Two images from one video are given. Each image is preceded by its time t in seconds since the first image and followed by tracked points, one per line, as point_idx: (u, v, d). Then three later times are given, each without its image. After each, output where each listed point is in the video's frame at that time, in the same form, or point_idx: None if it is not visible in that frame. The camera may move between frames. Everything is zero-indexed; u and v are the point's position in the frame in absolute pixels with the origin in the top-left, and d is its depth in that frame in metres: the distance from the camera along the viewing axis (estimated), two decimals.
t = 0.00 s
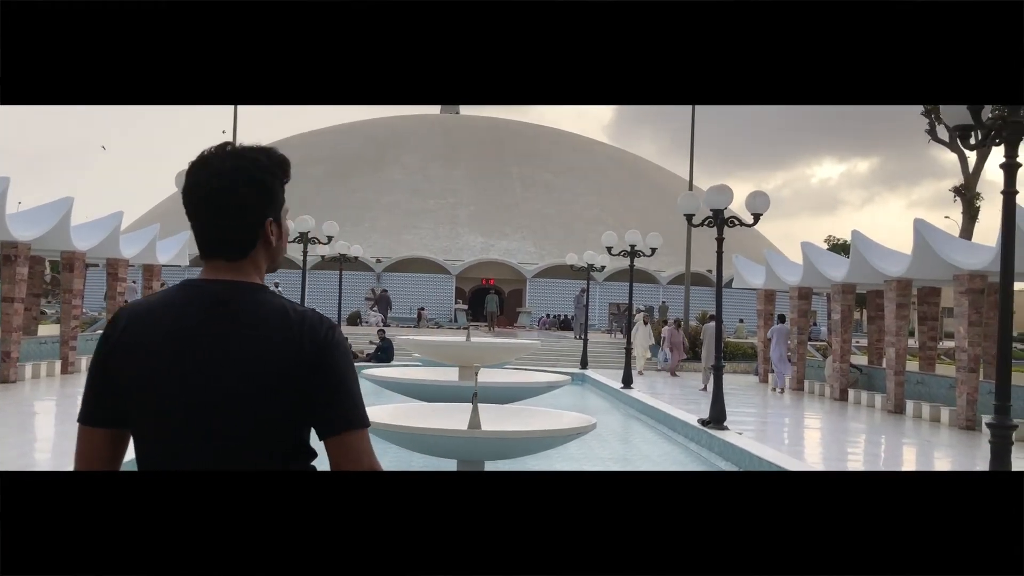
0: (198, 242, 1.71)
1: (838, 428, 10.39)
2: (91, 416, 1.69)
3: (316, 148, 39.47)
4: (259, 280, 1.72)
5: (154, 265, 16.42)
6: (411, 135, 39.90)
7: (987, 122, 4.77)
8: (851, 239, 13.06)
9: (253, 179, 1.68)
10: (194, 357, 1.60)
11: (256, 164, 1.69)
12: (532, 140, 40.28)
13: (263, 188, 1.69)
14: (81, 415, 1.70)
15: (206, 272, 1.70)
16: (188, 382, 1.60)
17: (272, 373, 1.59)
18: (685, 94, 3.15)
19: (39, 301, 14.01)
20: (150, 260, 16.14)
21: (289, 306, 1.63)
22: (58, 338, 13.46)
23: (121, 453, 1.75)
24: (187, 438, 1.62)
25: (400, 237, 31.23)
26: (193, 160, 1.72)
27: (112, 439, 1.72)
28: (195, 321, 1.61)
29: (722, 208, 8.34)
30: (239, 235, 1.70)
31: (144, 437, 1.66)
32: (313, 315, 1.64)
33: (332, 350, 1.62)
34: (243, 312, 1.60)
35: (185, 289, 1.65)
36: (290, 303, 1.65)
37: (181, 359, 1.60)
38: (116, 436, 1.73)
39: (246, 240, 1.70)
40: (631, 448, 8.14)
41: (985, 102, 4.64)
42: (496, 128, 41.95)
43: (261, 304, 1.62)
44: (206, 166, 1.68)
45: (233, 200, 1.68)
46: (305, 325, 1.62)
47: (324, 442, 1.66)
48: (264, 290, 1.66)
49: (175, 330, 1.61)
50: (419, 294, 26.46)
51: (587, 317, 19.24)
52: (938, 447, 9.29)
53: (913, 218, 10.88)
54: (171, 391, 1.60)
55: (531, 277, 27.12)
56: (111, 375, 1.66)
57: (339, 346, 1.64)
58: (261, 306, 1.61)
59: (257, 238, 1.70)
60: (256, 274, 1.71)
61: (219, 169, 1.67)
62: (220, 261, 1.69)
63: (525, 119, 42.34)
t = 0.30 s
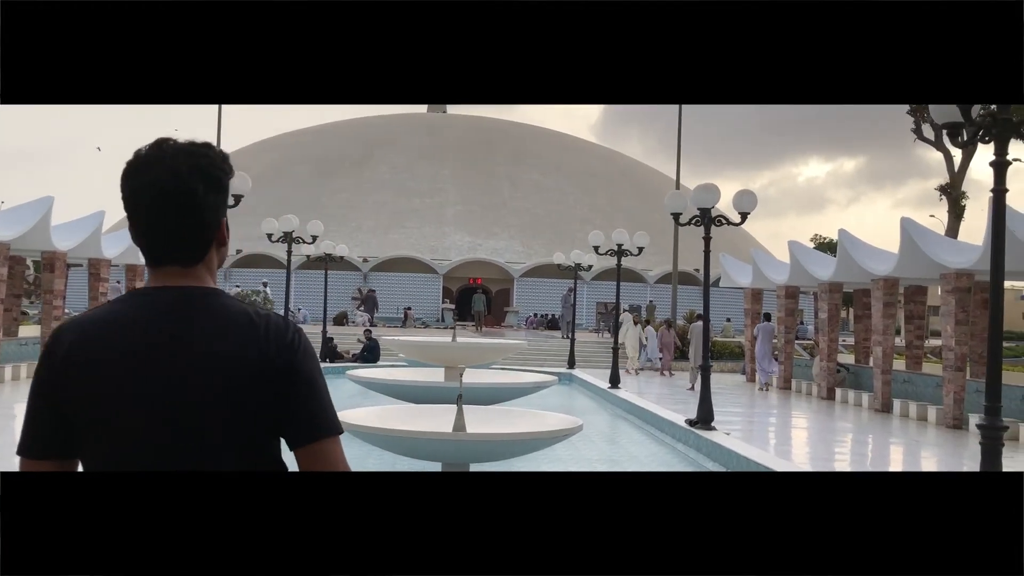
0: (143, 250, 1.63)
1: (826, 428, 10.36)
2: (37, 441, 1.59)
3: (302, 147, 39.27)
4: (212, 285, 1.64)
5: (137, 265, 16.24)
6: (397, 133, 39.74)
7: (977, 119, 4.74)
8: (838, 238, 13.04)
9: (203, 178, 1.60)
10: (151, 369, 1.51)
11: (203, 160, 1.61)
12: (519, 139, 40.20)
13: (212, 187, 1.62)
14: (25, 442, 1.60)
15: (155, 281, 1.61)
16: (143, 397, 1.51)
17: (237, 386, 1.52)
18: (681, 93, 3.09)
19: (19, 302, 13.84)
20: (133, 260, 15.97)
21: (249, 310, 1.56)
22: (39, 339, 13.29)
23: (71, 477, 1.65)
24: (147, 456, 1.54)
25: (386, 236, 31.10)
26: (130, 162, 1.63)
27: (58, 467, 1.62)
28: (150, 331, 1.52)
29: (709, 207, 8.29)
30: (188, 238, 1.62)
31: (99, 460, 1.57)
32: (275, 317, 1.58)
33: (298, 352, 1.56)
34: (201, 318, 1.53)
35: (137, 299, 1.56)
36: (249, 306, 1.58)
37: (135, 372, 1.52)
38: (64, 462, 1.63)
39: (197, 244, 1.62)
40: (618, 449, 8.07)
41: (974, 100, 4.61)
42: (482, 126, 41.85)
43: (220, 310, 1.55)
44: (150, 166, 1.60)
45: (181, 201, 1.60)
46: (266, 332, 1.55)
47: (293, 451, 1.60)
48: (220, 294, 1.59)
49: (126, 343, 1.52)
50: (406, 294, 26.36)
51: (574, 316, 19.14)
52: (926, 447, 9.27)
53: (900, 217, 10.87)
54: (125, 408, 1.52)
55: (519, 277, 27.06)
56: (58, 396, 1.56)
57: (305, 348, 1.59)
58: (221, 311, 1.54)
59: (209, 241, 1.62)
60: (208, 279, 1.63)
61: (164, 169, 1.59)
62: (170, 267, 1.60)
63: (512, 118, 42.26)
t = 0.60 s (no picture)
0: (107, 242, 1.58)
1: (819, 426, 10.32)
2: None
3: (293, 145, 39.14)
4: (179, 279, 1.60)
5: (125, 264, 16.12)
6: (389, 132, 39.64)
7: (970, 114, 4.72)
8: (831, 235, 13.01)
9: (170, 173, 1.55)
10: (122, 373, 1.45)
11: (170, 152, 1.56)
12: (511, 137, 40.15)
13: (179, 180, 1.57)
14: None
15: (118, 276, 1.57)
16: (112, 401, 1.45)
17: (215, 388, 1.46)
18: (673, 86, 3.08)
19: (6, 302, 13.72)
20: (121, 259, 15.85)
21: (225, 308, 1.50)
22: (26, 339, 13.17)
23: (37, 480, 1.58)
24: (118, 461, 1.49)
25: (378, 235, 31.01)
26: (89, 147, 1.56)
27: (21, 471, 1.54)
28: (119, 331, 1.45)
29: (702, 204, 8.25)
30: (158, 230, 1.57)
31: (65, 466, 1.50)
32: (252, 314, 1.52)
33: (277, 352, 1.51)
34: (174, 318, 1.46)
35: (104, 296, 1.49)
36: (224, 303, 1.52)
37: (105, 375, 1.45)
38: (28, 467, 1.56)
39: (164, 239, 1.58)
40: (611, 448, 8.02)
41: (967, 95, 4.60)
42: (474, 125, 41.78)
43: (194, 308, 1.48)
44: (112, 156, 1.54)
45: (150, 193, 1.54)
46: (244, 331, 1.48)
47: (272, 453, 1.55)
48: (193, 291, 1.53)
49: (95, 343, 1.46)
50: (397, 292, 26.28)
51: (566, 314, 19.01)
52: (919, 444, 9.23)
53: (893, 214, 10.85)
54: (96, 411, 1.45)
55: (511, 275, 27.01)
56: (19, 399, 1.48)
57: (283, 347, 1.53)
58: (195, 308, 1.48)
59: (177, 236, 1.58)
60: (175, 274, 1.59)
61: (128, 161, 1.53)
62: (141, 262, 1.56)
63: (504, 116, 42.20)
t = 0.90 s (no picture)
0: (78, 224, 1.52)
1: (817, 419, 10.28)
2: None
3: (290, 142, 39.06)
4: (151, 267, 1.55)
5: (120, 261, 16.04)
6: (386, 127, 39.54)
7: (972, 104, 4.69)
8: (829, 228, 12.95)
9: (153, 155, 1.50)
10: (89, 365, 1.39)
11: (154, 137, 1.51)
12: (509, 132, 40.09)
13: (162, 164, 1.53)
14: None
15: (88, 259, 1.50)
16: (83, 396, 1.39)
17: (192, 385, 1.42)
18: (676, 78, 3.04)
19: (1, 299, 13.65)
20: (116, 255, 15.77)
21: (201, 299, 1.46)
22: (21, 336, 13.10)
23: None
24: (78, 458, 1.42)
25: (375, 231, 30.92)
26: (63, 120, 1.50)
27: None
28: (91, 322, 1.40)
29: (700, 196, 8.18)
30: (131, 218, 1.51)
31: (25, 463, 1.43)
32: (228, 306, 1.48)
33: (255, 345, 1.47)
34: (148, 309, 1.41)
35: (74, 282, 1.43)
36: (201, 294, 1.47)
37: (76, 367, 1.39)
38: None
39: (142, 224, 1.53)
40: (608, 443, 7.98)
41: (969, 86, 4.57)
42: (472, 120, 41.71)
43: (168, 297, 1.43)
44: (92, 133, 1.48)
45: (129, 181, 1.49)
46: (222, 325, 1.45)
47: (246, 452, 1.51)
48: (168, 281, 1.48)
49: (61, 334, 1.39)
50: (395, 288, 26.24)
51: (563, 308, 19.00)
52: (917, 438, 9.19)
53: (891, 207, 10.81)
54: (66, 404, 1.39)
55: (509, 270, 26.97)
56: None
57: (261, 341, 1.49)
58: (171, 300, 1.43)
59: (152, 225, 1.54)
60: (147, 262, 1.54)
61: (109, 138, 1.48)
62: (112, 250, 1.50)
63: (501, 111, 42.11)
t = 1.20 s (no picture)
0: (57, 209, 1.46)
1: (820, 414, 10.20)
2: None
3: (291, 138, 39.02)
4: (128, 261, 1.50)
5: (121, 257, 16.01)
6: (388, 123, 39.46)
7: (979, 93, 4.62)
8: (831, 222, 12.88)
9: (149, 146, 1.49)
10: (64, 360, 1.37)
11: (145, 129, 1.50)
12: (510, 127, 40.00)
13: (155, 157, 1.51)
14: None
15: (64, 248, 1.45)
16: (57, 393, 1.37)
17: (165, 390, 1.39)
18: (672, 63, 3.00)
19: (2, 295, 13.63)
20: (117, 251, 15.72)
21: (176, 298, 1.43)
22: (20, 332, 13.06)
23: None
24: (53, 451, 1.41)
25: (376, 227, 30.88)
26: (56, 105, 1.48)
27: None
28: (67, 319, 1.37)
29: (701, 189, 8.11)
30: (115, 207, 1.48)
31: None
32: (205, 307, 1.45)
33: (229, 350, 1.44)
34: (124, 310, 1.38)
35: (48, 276, 1.40)
36: (176, 293, 1.44)
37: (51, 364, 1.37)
38: None
39: (126, 215, 1.49)
40: (609, 439, 7.92)
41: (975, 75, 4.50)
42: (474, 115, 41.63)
43: (142, 296, 1.40)
44: (88, 116, 1.46)
45: (116, 167, 1.46)
46: (197, 329, 1.42)
47: (220, 458, 1.48)
48: (145, 276, 1.44)
49: (37, 329, 1.38)
50: (396, 284, 26.19)
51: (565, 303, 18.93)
52: (921, 432, 9.10)
53: (895, 200, 10.72)
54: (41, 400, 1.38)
55: (511, 265, 26.91)
56: None
57: (238, 347, 1.47)
58: (149, 301, 1.40)
59: (134, 218, 1.50)
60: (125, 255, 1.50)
61: (110, 121, 1.46)
62: (91, 239, 1.46)
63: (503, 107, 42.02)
